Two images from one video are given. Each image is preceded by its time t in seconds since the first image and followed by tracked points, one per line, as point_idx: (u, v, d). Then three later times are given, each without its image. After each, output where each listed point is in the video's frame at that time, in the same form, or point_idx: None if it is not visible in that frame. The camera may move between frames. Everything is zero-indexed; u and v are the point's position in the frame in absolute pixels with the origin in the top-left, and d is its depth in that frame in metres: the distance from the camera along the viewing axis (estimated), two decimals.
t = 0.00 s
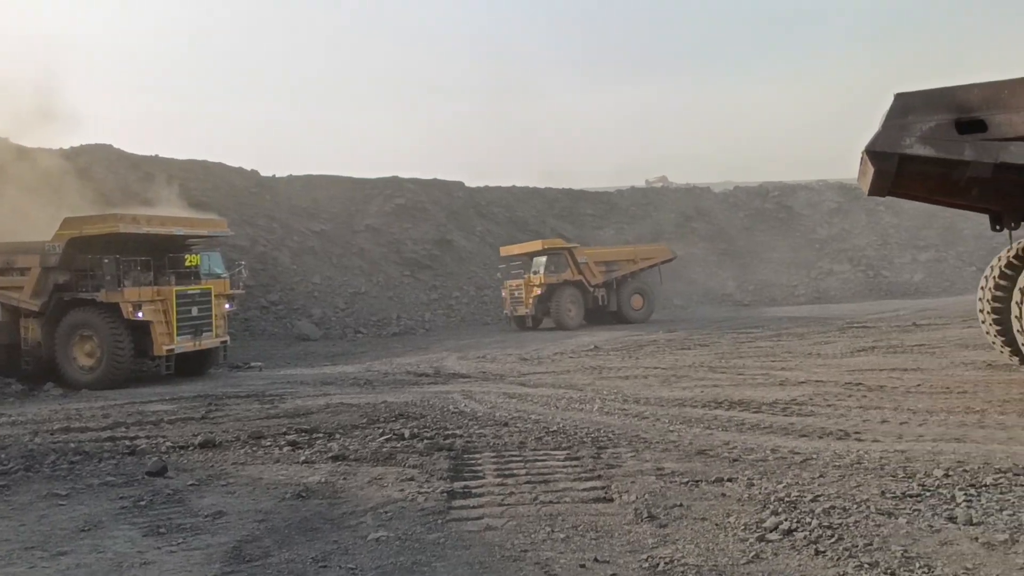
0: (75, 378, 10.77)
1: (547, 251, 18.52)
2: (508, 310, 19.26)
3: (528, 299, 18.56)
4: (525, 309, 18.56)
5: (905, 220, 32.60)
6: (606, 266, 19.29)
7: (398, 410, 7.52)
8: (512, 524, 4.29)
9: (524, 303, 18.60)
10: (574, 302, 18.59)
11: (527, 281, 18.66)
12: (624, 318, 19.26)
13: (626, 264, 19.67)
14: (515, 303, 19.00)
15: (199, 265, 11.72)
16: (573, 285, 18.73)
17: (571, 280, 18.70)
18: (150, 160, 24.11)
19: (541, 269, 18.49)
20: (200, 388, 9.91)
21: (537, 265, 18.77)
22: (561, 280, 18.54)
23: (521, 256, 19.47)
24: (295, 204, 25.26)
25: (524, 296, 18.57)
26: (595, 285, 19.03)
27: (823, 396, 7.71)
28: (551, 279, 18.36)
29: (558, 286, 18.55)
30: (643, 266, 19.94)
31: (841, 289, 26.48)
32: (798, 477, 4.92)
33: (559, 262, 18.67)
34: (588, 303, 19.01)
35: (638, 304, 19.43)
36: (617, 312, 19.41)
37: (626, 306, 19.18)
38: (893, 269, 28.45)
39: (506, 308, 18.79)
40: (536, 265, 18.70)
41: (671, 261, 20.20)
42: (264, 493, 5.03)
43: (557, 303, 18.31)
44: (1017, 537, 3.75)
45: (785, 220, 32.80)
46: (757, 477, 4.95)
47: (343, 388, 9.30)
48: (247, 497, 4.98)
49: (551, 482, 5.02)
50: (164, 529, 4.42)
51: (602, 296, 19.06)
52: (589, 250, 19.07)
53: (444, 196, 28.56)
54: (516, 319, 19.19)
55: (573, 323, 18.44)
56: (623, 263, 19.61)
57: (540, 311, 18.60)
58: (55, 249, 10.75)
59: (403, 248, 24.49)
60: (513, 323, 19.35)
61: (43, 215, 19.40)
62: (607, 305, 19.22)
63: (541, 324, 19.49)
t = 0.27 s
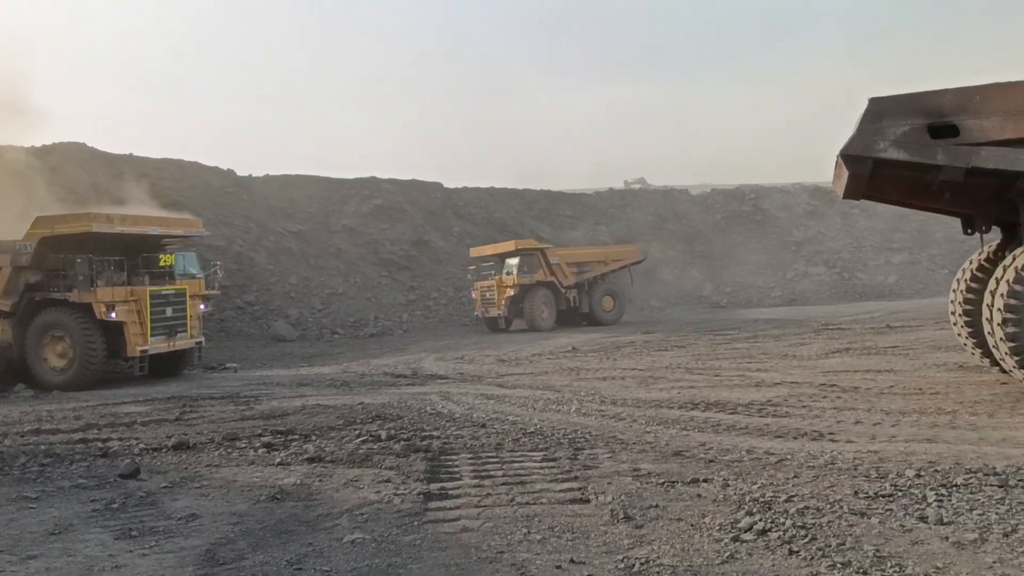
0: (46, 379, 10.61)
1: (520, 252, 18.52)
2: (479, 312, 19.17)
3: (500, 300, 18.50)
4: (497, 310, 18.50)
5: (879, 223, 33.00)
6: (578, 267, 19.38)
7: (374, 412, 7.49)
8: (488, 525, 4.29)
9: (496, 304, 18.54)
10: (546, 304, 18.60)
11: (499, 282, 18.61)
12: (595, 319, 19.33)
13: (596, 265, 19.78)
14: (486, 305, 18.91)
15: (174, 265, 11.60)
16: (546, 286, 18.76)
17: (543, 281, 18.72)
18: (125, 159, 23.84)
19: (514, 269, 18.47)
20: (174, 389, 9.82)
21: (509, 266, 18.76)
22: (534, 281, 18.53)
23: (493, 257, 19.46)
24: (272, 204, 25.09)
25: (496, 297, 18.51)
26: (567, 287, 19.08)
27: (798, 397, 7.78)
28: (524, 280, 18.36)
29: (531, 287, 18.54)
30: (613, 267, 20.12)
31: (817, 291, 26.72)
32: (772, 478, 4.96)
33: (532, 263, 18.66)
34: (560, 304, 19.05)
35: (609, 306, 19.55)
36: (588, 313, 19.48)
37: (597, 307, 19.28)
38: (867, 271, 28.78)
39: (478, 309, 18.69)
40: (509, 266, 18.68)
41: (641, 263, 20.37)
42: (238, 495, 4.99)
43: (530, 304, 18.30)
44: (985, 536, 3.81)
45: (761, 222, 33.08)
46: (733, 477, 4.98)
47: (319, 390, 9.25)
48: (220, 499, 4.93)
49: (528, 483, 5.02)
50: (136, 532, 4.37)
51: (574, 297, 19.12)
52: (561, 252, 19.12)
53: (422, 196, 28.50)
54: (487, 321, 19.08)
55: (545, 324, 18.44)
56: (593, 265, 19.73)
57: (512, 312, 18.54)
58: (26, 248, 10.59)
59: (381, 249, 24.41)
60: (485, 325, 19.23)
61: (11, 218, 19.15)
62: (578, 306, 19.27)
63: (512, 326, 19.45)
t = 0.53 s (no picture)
0: (15, 380, 10.44)
1: (492, 252, 18.53)
2: (448, 314, 18.89)
3: (471, 301, 18.31)
4: (469, 312, 18.30)
5: (852, 226, 33.37)
6: (549, 268, 19.46)
7: (349, 413, 7.45)
8: (463, 527, 4.28)
9: (467, 306, 18.31)
10: (517, 306, 18.57)
11: (470, 283, 18.44)
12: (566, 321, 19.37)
13: (567, 267, 19.89)
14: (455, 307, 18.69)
15: (146, 265, 11.49)
16: (517, 287, 18.77)
17: (515, 283, 18.70)
18: (96, 157, 23.57)
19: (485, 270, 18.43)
20: (147, 391, 9.71)
21: (480, 268, 18.71)
22: (505, 283, 18.50)
23: (463, 258, 19.40)
24: (247, 204, 24.89)
25: (467, 299, 18.31)
26: (538, 288, 19.12)
27: (772, 398, 7.84)
28: (495, 280, 18.31)
29: (502, 289, 18.50)
30: (582, 269, 20.28)
31: (791, 293, 26.96)
32: (746, 478, 5.00)
33: (503, 264, 18.64)
34: (531, 306, 19.06)
35: (579, 307, 19.64)
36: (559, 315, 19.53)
37: (568, 309, 19.35)
38: (841, 274, 29.10)
39: (448, 311, 18.42)
40: (480, 267, 18.64)
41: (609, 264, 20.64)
42: (211, 497, 4.94)
43: (502, 305, 18.25)
44: (953, 535, 3.86)
45: (737, 224, 33.33)
46: (707, 478, 5.01)
47: (294, 391, 9.19)
48: (192, 502, 4.88)
49: (502, 484, 5.02)
50: (105, 536, 4.31)
51: (545, 298, 19.16)
52: (533, 253, 19.20)
53: (399, 197, 28.42)
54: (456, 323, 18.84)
55: (517, 326, 18.40)
56: (564, 266, 19.84)
57: (483, 314, 18.43)
58: None
59: (357, 249, 24.29)
60: (454, 327, 19.00)
61: None
62: (549, 308, 19.31)
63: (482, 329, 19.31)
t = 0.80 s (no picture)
0: None
1: (466, 253, 18.49)
2: (417, 316, 18.58)
3: (443, 302, 18.08)
4: (441, 313, 18.04)
5: (826, 229, 33.73)
6: (520, 270, 19.56)
7: (324, 415, 7.41)
8: (438, 528, 4.28)
9: (440, 307, 18.10)
10: (490, 307, 18.53)
11: (442, 283, 18.20)
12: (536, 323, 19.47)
13: (537, 269, 20.03)
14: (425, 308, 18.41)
15: (118, 265, 11.37)
16: (490, 288, 18.78)
17: (487, 284, 18.67)
18: (68, 155, 23.25)
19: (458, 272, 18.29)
20: (118, 392, 9.59)
21: (453, 269, 18.57)
22: (478, 284, 18.42)
23: (435, 259, 19.29)
24: (222, 204, 24.68)
25: (439, 300, 18.06)
26: (510, 289, 19.17)
27: (746, 399, 7.90)
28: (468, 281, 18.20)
29: (475, 290, 18.43)
30: (553, 271, 20.45)
31: (767, 295, 27.17)
32: (720, 478, 5.04)
33: (477, 265, 18.57)
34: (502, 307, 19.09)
35: (550, 310, 19.80)
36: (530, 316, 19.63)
37: (538, 311, 19.49)
38: (815, 276, 29.38)
39: (420, 312, 18.17)
40: (452, 268, 18.52)
41: (577, 267, 20.92)
42: (183, 500, 4.89)
43: (475, 306, 18.16)
44: (922, 534, 3.92)
45: (714, 226, 33.54)
46: (681, 479, 5.03)
47: (268, 393, 9.11)
48: (163, 505, 4.83)
49: (478, 486, 5.01)
50: (75, 539, 4.26)
51: (516, 300, 19.26)
52: (506, 254, 19.28)
53: (376, 197, 28.31)
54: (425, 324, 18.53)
55: (490, 327, 18.34)
56: (535, 268, 19.98)
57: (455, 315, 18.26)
58: None
59: (334, 249, 24.17)
60: (423, 329, 18.69)
61: None
62: (520, 309, 19.40)
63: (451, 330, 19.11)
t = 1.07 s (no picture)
0: None
1: (436, 253, 18.44)
2: (385, 317, 18.49)
3: (413, 304, 18.05)
4: (410, 315, 17.98)
5: (799, 231, 34.08)
6: (490, 271, 19.57)
7: (297, 416, 7.36)
8: (410, 529, 4.27)
9: (409, 309, 18.04)
10: (460, 308, 18.49)
11: (412, 285, 18.14)
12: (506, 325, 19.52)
13: (507, 269, 20.06)
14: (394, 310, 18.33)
15: (87, 264, 11.23)
16: (460, 289, 18.73)
17: (458, 285, 18.63)
18: (35, 153, 22.90)
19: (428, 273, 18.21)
20: (86, 393, 9.45)
21: (423, 270, 18.52)
22: (448, 285, 18.38)
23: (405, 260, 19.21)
24: (194, 203, 24.42)
25: (409, 301, 18.03)
26: (480, 290, 19.15)
27: (719, 400, 7.97)
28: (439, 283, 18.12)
29: (445, 291, 18.37)
30: (522, 271, 20.49)
31: (740, 297, 27.40)
32: (692, 478, 5.07)
33: (447, 266, 18.53)
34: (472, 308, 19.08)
35: (519, 310, 19.85)
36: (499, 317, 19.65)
37: (508, 312, 19.53)
38: (788, 278, 29.67)
39: (389, 314, 18.09)
40: (422, 269, 18.46)
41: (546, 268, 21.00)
42: (152, 502, 4.84)
43: (445, 308, 18.13)
44: (889, 532, 3.97)
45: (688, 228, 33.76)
46: (653, 480, 5.05)
47: (240, 394, 9.03)
48: (131, 507, 4.76)
49: (451, 487, 5.00)
50: (40, 543, 4.18)
51: (486, 301, 19.26)
52: (476, 255, 19.25)
53: (350, 197, 28.18)
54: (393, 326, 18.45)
55: (460, 329, 18.30)
56: (504, 269, 20.00)
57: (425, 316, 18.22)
58: None
59: (308, 250, 24.02)
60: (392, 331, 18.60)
61: None
62: (490, 311, 19.42)
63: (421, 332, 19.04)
